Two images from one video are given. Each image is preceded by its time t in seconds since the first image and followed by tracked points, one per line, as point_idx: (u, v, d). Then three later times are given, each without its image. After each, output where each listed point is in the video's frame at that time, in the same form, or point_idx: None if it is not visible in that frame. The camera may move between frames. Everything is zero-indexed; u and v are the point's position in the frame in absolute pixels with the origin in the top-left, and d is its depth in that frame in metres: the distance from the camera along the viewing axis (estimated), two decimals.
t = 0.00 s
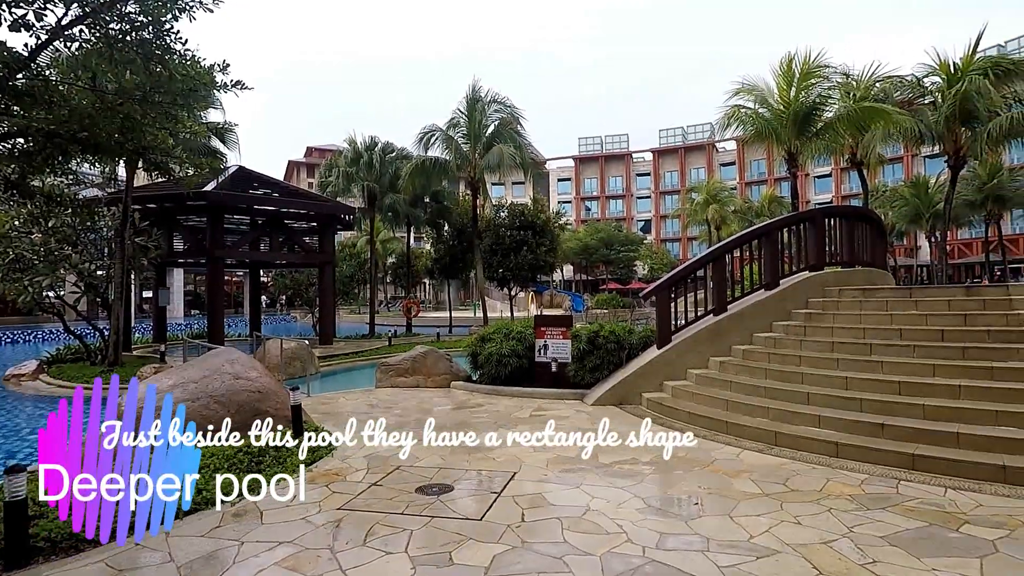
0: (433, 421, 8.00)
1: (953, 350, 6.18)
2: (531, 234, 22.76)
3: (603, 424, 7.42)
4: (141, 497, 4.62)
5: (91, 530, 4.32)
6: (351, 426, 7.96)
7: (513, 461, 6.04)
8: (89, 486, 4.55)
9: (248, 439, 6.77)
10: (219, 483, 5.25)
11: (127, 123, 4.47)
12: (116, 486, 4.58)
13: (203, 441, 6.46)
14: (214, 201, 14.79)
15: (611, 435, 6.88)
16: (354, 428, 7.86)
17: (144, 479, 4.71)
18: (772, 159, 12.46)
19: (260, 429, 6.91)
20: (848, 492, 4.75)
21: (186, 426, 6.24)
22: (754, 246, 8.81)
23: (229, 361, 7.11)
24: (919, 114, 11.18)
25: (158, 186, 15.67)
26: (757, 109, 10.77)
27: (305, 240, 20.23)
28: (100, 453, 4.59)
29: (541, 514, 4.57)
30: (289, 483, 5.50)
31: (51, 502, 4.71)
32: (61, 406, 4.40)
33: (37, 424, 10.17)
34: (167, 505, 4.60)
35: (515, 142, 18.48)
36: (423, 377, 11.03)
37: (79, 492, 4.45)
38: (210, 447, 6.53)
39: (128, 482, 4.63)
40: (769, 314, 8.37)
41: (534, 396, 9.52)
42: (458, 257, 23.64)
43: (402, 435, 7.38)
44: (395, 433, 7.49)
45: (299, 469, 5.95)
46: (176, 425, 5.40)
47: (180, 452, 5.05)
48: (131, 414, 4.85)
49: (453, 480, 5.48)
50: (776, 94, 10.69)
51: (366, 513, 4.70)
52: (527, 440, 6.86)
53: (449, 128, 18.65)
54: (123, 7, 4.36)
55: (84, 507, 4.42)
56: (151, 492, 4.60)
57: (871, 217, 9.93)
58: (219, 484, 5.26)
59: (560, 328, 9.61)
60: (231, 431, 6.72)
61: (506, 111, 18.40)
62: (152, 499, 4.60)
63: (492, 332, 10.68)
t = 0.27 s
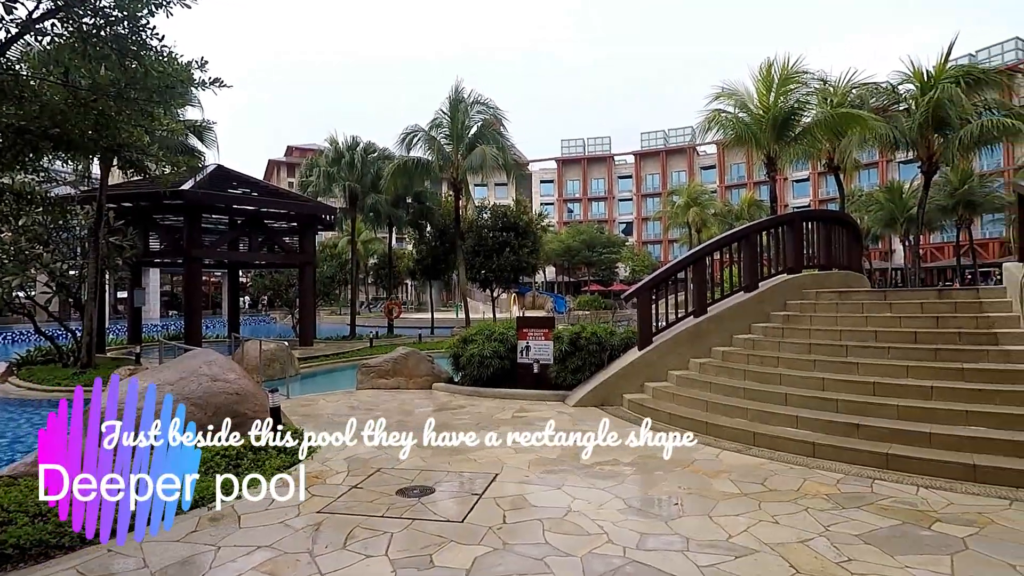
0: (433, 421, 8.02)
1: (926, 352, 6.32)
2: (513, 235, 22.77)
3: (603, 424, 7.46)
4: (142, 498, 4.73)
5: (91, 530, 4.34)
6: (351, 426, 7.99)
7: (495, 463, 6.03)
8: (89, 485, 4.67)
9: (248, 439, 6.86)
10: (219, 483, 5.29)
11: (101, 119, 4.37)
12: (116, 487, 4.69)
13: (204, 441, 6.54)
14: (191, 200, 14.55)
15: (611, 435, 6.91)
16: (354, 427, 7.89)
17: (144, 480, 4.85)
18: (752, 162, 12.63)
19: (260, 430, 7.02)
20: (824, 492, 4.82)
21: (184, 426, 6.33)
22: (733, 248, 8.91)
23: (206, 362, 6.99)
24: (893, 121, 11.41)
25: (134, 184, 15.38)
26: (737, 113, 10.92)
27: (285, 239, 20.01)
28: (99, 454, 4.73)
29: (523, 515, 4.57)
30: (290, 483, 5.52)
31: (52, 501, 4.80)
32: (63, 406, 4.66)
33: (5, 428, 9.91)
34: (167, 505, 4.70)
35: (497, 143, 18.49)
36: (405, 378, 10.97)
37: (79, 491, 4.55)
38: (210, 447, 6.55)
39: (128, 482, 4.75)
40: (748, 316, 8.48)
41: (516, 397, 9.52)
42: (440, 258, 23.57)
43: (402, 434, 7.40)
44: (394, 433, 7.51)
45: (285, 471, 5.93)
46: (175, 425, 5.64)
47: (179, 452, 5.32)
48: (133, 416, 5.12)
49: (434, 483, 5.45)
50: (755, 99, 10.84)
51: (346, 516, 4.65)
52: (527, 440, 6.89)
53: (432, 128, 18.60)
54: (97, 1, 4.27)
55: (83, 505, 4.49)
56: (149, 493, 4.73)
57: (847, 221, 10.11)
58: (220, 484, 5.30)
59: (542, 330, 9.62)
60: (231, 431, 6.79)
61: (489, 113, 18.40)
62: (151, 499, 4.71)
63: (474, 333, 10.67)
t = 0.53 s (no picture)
0: (433, 421, 8.05)
1: (901, 350, 6.45)
2: (497, 235, 22.76)
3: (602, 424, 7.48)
4: (141, 498, 4.83)
5: (91, 531, 4.39)
6: (352, 426, 7.99)
7: (478, 464, 6.02)
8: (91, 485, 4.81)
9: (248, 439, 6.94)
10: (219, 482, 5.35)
11: (74, 117, 4.28)
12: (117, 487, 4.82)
13: (204, 441, 6.57)
14: (169, 200, 14.31)
15: (611, 435, 6.92)
16: (354, 428, 7.88)
17: (144, 480, 4.98)
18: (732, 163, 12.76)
19: (259, 429, 7.10)
20: (804, 489, 4.90)
21: (184, 426, 6.42)
22: (714, 249, 9.00)
23: (184, 365, 6.86)
24: (870, 123, 11.61)
25: (109, 183, 15.06)
26: (717, 115, 11.04)
27: (265, 240, 19.78)
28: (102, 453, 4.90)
29: (506, 516, 4.56)
30: (290, 484, 5.51)
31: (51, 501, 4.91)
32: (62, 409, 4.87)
33: None
34: (166, 505, 4.79)
35: (480, 143, 18.47)
36: (388, 379, 10.90)
37: (81, 492, 4.70)
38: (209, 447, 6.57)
39: (127, 482, 4.89)
40: (729, 316, 8.57)
41: (499, 398, 9.52)
42: (423, 259, 23.49)
43: (402, 435, 7.39)
44: (395, 433, 7.50)
45: (278, 472, 5.92)
46: (175, 426, 5.94)
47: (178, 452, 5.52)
48: (132, 415, 5.36)
49: (417, 484, 5.42)
50: (735, 101, 10.96)
51: (328, 519, 4.61)
52: (527, 440, 6.90)
53: (414, 128, 18.53)
54: None
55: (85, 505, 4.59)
56: (151, 494, 4.85)
57: (825, 221, 10.26)
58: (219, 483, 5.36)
59: (525, 330, 9.65)
60: (230, 431, 6.85)
61: (472, 113, 18.36)
62: (153, 499, 4.82)
63: (457, 334, 10.64)
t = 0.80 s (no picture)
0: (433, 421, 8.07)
1: (882, 351, 6.54)
2: (482, 237, 22.74)
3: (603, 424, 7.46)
4: (141, 498, 4.78)
5: (91, 530, 4.40)
6: (352, 426, 8.05)
7: (463, 466, 6.00)
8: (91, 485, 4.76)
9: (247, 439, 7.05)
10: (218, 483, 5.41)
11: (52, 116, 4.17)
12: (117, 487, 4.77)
13: (204, 441, 6.62)
14: (150, 200, 14.07)
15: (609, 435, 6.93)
16: (354, 427, 7.92)
17: (144, 480, 4.91)
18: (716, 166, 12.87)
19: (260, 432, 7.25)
20: (786, 489, 4.95)
21: (184, 426, 6.47)
22: (698, 251, 9.07)
23: (165, 367, 6.75)
24: (851, 127, 11.78)
25: (87, 182, 14.78)
26: (701, 118, 11.14)
27: (249, 241, 19.55)
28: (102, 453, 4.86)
29: (491, 518, 4.55)
30: (280, 487, 5.47)
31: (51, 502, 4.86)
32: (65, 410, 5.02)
33: None
34: (167, 505, 4.74)
35: (466, 145, 18.45)
36: (373, 381, 10.84)
37: (81, 492, 4.65)
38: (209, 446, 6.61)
39: (128, 482, 4.81)
40: (713, 318, 8.64)
41: (485, 399, 9.50)
42: (409, 260, 23.40)
43: (402, 435, 7.44)
44: (394, 433, 7.55)
45: (279, 471, 5.97)
46: (175, 426, 5.97)
47: (179, 452, 5.45)
48: (132, 415, 5.31)
49: (402, 487, 5.39)
50: (719, 105, 11.07)
51: (311, 523, 4.57)
52: (527, 440, 6.95)
53: (400, 129, 18.44)
54: None
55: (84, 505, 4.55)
56: (151, 494, 4.80)
57: (807, 224, 10.38)
58: (220, 483, 5.44)
59: (511, 331, 9.70)
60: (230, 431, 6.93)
61: (458, 114, 18.32)
62: (153, 499, 4.78)
63: (443, 336, 10.62)
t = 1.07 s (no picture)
0: (433, 420, 8.14)
1: (864, 353, 6.62)
2: (470, 238, 22.70)
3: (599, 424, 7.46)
4: (141, 498, 4.87)
5: (91, 530, 4.43)
6: (352, 426, 8.09)
7: (449, 467, 5.99)
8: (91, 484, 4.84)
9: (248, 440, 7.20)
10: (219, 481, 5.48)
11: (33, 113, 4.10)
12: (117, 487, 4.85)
13: (203, 441, 6.70)
14: (133, 199, 13.86)
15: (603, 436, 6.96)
16: (354, 428, 7.95)
17: (144, 480, 5.01)
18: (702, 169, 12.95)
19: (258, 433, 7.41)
20: (771, 490, 4.99)
21: (184, 426, 6.50)
22: (685, 253, 9.12)
23: (147, 369, 6.64)
24: (835, 132, 11.92)
25: (68, 180, 14.52)
26: (688, 121, 11.21)
27: (234, 241, 19.34)
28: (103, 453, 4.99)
29: (478, 520, 4.54)
30: (265, 490, 5.42)
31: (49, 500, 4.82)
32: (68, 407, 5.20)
33: None
34: (167, 505, 4.87)
35: (454, 145, 18.43)
36: (359, 383, 10.77)
37: (81, 492, 4.72)
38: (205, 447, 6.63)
39: (128, 482, 4.90)
40: (699, 320, 8.70)
41: (472, 401, 9.48)
42: (396, 261, 23.30)
43: (387, 437, 7.39)
44: (394, 433, 7.57)
45: (278, 471, 6.01)
46: (175, 425, 6.08)
47: (179, 453, 5.65)
48: (132, 415, 5.44)
49: (388, 489, 5.36)
50: (706, 108, 11.15)
51: (296, 526, 4.52)
52: (526, 440, 6.98)
53: (387, 129, 18.38)
54: None
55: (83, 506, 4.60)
56: (151, 494, 4.91)
57: (792, 227, 10.49)
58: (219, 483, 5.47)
59: (498, 333, 9.64)
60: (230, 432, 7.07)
61: (446, 115, 18.28)
62: (153, 500, 4.89)
63: (430, 337, 10.59)
